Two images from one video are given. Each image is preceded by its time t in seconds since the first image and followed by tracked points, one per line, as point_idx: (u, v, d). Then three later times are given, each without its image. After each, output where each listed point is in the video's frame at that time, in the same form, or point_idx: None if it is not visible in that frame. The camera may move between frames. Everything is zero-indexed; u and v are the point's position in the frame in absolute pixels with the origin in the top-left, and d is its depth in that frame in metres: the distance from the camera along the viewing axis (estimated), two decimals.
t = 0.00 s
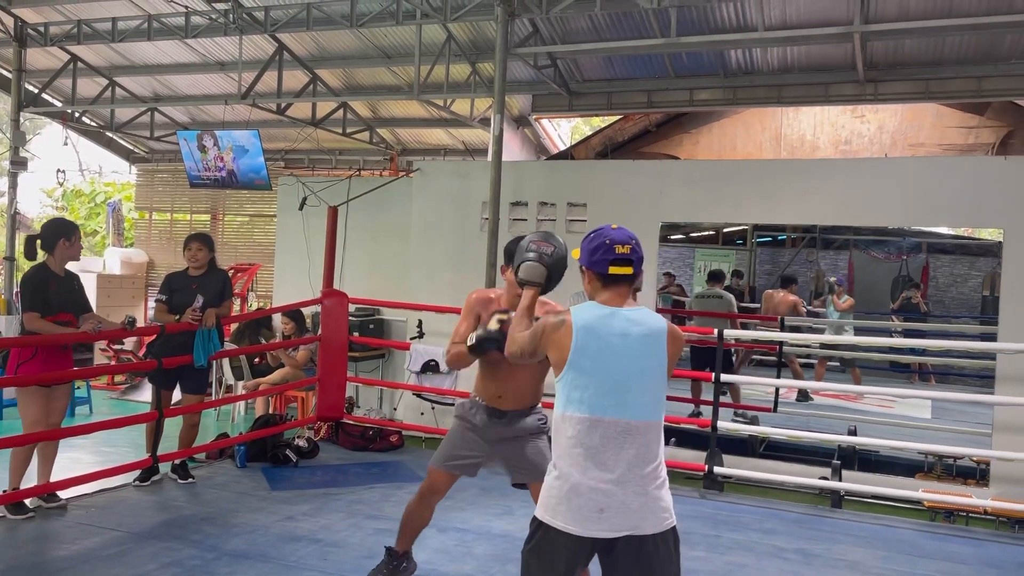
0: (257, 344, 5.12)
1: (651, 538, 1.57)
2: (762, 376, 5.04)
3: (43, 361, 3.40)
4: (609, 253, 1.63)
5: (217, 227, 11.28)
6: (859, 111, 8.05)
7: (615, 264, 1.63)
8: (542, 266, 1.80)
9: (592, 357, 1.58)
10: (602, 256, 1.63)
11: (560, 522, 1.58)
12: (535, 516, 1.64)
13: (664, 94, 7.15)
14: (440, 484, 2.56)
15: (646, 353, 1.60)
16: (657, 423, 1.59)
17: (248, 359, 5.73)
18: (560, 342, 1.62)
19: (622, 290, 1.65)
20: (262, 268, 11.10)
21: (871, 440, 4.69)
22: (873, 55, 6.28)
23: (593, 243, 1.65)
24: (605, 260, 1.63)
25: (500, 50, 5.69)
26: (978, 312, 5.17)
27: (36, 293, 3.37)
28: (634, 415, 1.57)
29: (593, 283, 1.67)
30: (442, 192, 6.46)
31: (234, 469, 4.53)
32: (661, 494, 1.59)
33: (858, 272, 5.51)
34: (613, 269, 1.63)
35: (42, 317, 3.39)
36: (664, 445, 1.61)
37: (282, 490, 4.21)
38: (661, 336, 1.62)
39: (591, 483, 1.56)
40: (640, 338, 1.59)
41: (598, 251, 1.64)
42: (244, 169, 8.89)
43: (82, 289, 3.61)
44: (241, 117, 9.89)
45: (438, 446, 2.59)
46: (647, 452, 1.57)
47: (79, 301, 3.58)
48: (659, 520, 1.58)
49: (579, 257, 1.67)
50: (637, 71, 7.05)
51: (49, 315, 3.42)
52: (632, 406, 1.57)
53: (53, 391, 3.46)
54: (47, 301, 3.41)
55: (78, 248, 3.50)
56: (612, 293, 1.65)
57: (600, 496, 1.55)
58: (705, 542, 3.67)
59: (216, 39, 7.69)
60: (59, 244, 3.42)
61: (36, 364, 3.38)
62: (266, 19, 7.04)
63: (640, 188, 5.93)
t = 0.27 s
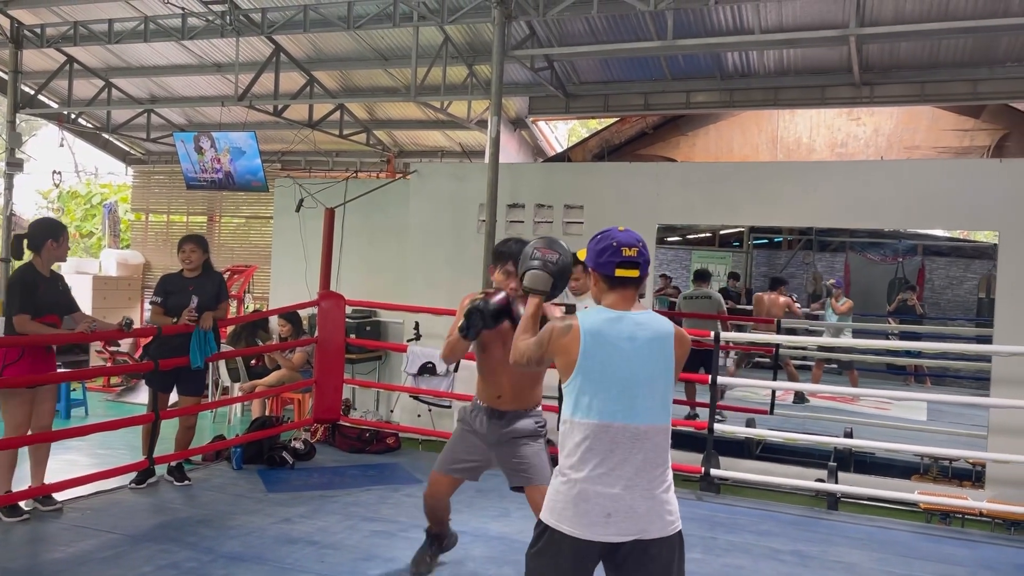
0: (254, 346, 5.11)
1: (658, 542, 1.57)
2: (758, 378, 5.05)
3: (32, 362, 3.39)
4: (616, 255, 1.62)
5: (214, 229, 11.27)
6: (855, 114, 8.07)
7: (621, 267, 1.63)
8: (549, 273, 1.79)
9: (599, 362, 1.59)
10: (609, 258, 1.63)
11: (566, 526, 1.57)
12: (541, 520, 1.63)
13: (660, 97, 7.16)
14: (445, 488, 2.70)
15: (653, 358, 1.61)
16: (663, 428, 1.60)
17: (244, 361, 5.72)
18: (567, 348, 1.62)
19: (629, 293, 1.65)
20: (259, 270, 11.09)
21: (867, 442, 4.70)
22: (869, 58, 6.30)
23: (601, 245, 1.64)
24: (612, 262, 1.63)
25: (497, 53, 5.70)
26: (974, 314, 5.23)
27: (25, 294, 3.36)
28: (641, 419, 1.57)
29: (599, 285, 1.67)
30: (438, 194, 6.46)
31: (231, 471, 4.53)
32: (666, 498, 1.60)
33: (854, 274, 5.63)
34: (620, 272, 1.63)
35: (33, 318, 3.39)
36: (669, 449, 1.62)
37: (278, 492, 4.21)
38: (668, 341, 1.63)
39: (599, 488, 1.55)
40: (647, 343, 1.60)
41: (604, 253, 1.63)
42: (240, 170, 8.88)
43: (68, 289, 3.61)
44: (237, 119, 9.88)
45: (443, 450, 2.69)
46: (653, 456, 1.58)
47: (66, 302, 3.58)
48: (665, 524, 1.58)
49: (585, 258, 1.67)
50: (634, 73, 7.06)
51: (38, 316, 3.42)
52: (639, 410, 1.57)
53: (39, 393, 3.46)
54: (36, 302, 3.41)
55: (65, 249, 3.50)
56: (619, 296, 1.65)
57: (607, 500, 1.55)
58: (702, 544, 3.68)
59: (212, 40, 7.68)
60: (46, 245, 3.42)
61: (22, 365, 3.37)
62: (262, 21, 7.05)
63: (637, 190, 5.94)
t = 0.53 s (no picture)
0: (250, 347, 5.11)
1: (653, 543, 1.57)
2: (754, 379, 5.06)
3: (24, 364, 3.38)
4: (617, 257, 1.62)
5: (210, 230, 11.26)
6: (851, 115, 8.08)
7: (624, 267, 1.63)
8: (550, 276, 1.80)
9: (594, 365, 1.59)
10: (610, 259, 1.63)
11: (561, 526, 1.58)
12: (538, 519, 1.64)
13: (657, 97, 7.17)
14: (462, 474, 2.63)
15: (650, 361, 1.60)
16: (660, 430, 1.60)
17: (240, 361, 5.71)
18: (563, 350, 1.64)
19: (628, 294, 1.64)
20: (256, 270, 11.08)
21: (864, 443, 4.70)
22: (866, 59, 6.31)
23: (604, 244, 1.64)
24: (614, 263, 1.63)
25: (494, 53, 5.70)
26: (971, 314, 5.25)
27: (16, 295, 3.36)
28: (637, 421, 1.57)
29: (600, 286, 1.67)
30: (435, 194, 6.46)
31: (228, 472, 4.52)
32: (663, 499, 1.59)
33: (851, 274, 5.66)
34: (621, 273, 1.62)
35: (23, 319, 3.38)
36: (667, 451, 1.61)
37: (275, 493, 4.21)
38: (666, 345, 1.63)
39: (593, 488, 1.56)
40: (644, 345, 1.60)
41: (607, 254, 1.63)
42: (237, 171, 8.88)
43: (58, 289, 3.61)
44: (234, 119, 9.87)
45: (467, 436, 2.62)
46: (649, 458, 1.58)
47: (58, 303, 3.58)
48: (661, 525, 1.57)
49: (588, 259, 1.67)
50: (631, 74, 7.07)
51: (28, 317, 3.42)
52: (635, 412, 1.57)
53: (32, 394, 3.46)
54: (26, 302, 3.41)
55: (54, 248, 3.51)
56: (619, 297, 1.65)
57: (602, 500, 1.55)
58: (699, 545, 3.68)
59: (209, 41, 7.67)
60: (35, 244, 3.42)
61: (14, 367, 3.36)
62: (259, 21, 7.05)
63: (634, 191, 5.94)
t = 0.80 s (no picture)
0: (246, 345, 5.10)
1: (658, 543, 1.59)
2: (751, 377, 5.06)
3: (24, 361, 3.38)
4: (616, 258, 1.61)
5: (207, 229, 11.24)
6: (848, 113, 8.09)
7: (620, 270, 1.62)
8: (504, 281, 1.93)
9: (606, 371, 1.57)
10: (611, 261, 1.61)
11: (570, 531, 1.56)
12: (539, 523, 1.61)
13: (654, 95, 7.17)
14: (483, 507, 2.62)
15: (655, 365, 1.62)
16: (663, 433, 1.62)
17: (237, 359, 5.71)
18: (575, 359, 1.57)
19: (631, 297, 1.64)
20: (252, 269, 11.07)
21: (861, 441, 4.71)
22: (863, 57, 6.31)
23: (602, 245, 1.63)
24: (612, 265, 1.62)
25: (491, 51, 5.69)
26: (967, 312, 5.34)
27: (12, 292, 3.35)
28: (646, 427, 1.58)
29: (598, 289, 1.66)
30: (432, 192, 6.45)
31: (224, 471, 4.52)
32: (664, 500, 1.62)
33: (848, 273, 5.76)
34: (620, 275, 1.62)
35: (18, 316, 3.37)
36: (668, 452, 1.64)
37: (273, 492, 4.20)
38: (667, 348, 1.65)
39: (605, 493, 1.55)
40: (650, 350, 1.61)
41: (604, 255, 1.62)
42: (234, 169, 8.86)
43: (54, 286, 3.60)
44: (231, 118, 9.85)
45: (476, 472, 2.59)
46: (655, 461, 1.60)
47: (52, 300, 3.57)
48: (664, 526, 1.60)
49: (584, 258, 1.65)
50: (628, 73, 7.07)
51: (25, 314, 3.41)
52: (645, 417, 1.58)
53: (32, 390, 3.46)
54: (23, 300, 3.40)
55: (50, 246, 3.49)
56: (618, 301, 1.64)
57: (613, 505, 1.55)
58: (696, 543, 3.68)
59: (206, 39, 7.65)
60: (30, 242, 3.40)
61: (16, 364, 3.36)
62: (256, 19, 7.03)
63: (631, 190, 5.94)
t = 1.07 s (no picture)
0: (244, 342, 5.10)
1: (639, 544, 1.54)
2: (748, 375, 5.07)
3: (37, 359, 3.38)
4: (602, 253, 1.63)
5: (204, 226, 11.23)
6: (846, 110, 8.08)
7: (608, 264, 1.63)
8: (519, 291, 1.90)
9: (571, 370, 1.60)
10: (596, 255, 1.64)
11: (549, 523, 1.61)
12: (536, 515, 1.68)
13: (652, 93, 7.17)
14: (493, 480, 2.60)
15: (629, 364, 1.56)
16: (645, 433, 1.56)
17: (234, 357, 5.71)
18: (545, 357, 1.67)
19: (615, 292, 1.63)
20: (250, 267, 11.07)
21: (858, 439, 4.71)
22: (860, 54, 6.30)
23: (592, 241, 1.66)
24: (599, 259, 1.64)
25: (488, 48, 5.68)
26: (965, 310, 5.31)
27: (13, 289, 3.33)
28: (618, 426, 1.55)
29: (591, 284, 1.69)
30: (429, 190, 6.45)
31: (222, 468, 4.52)
32: (648, 502, 1.56)
33: (847, 270, 5.65)
34: (606, 269, 1.63)
35: (21, 313, 3.35)
36: (654, 453, 1.57)
37: (270, 489, 4.21)
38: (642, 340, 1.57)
39: (574, 490, 1.57)
40: (621, 348, 1.57)
41: (594, 249, 1.65)
42: (231, 167, 8.86)
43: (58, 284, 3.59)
44: (228, 115, 9.84)
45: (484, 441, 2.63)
46: (632, 461, 1.55)
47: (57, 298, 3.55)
48: (646, 528, 1.54)
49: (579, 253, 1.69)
50: (625, 70, 7.06)
51: (26, 309, 3.38)
52: (614, 416, 1.56)
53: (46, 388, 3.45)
54: (26, 297, 3.39)
55: (52, 243, 3.47)
56: (607, 296, 1.64)
57: (582, 502, 1.56)
58: (693, 540, 3.69)
59: (202, 36, 7.64)
60: (31, 238, 3.40)
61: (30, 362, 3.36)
62: (252, 16, 7.02)
63: (628, 187, 5.94)
